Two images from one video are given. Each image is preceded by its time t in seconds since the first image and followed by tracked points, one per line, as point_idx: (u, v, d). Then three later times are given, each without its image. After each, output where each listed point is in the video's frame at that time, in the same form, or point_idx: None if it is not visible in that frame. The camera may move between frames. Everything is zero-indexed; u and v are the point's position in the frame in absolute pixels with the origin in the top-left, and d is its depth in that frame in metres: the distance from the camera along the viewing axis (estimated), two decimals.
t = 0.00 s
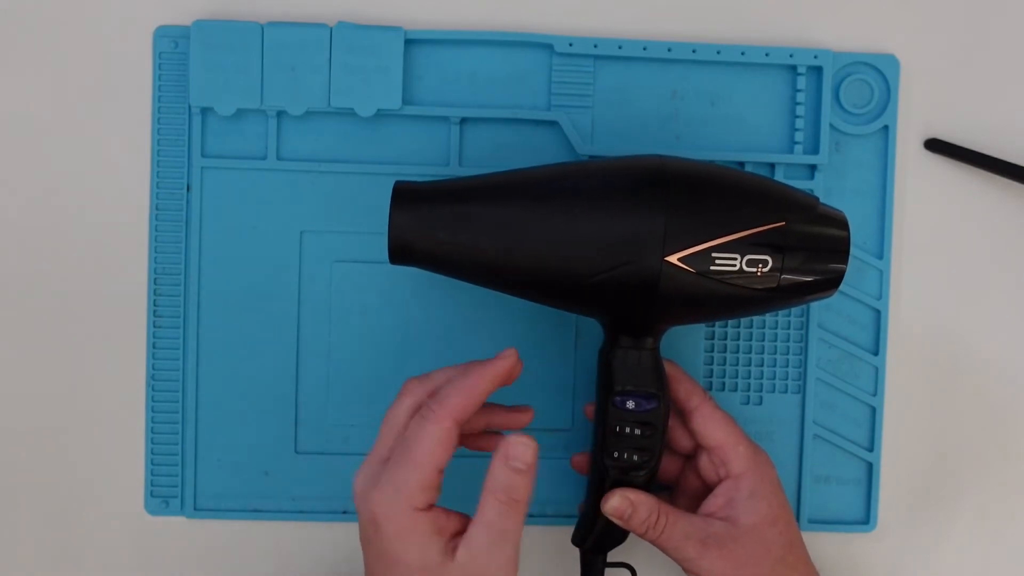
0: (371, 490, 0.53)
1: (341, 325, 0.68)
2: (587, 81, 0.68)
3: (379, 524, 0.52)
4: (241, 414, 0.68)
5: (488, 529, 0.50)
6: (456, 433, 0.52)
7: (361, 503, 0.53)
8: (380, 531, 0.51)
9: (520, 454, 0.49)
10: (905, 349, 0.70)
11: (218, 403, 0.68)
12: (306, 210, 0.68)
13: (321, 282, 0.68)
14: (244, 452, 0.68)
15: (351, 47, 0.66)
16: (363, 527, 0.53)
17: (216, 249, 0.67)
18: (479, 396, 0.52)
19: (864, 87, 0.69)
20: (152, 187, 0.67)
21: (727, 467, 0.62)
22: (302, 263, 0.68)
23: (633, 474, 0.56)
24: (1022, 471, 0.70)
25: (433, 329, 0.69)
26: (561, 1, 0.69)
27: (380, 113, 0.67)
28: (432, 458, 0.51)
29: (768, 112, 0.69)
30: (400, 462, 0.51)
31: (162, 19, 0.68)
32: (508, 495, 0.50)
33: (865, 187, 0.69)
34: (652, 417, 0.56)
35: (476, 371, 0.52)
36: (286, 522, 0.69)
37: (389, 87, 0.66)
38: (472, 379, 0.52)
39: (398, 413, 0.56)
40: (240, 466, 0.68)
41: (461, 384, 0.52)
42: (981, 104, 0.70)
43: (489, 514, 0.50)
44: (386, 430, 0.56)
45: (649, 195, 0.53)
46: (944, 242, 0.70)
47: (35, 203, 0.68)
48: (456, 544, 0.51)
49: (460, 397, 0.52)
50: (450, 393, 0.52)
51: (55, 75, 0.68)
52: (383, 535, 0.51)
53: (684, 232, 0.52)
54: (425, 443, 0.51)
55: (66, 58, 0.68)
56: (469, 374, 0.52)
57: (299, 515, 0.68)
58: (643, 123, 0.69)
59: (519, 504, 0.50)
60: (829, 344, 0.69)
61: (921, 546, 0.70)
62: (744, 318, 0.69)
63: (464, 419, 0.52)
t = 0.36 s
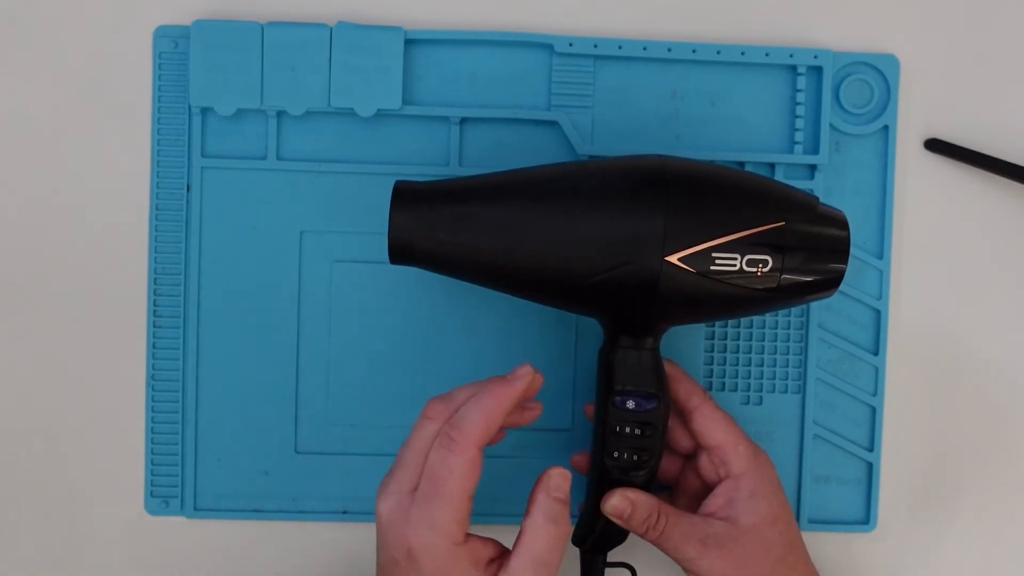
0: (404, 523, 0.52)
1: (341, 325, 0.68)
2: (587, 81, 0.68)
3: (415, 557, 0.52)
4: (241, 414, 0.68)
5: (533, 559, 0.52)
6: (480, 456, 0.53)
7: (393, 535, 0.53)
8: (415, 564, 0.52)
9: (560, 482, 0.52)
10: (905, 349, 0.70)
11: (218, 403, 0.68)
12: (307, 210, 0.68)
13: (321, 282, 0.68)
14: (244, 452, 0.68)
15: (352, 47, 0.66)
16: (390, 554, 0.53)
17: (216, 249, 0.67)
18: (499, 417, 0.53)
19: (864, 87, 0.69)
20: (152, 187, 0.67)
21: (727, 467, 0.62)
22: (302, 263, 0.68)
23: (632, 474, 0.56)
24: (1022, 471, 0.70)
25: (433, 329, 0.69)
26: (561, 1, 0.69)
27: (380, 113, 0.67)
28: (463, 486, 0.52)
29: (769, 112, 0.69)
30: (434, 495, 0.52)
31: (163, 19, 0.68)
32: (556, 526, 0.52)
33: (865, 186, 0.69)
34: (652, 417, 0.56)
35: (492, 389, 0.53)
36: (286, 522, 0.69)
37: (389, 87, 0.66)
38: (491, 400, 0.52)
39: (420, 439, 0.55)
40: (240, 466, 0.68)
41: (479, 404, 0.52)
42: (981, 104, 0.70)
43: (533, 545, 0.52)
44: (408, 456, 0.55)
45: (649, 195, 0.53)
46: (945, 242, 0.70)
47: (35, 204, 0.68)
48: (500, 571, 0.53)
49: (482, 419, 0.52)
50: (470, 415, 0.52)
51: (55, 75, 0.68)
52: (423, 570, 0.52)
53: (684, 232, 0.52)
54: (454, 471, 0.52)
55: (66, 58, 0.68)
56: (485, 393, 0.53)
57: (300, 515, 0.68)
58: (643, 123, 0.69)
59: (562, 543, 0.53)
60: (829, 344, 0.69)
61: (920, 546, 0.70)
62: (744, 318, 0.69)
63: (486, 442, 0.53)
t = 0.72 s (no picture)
0: (442, 542, 0.50)
1: (341, 325, 0.68)
2: (587, 81, 0.68)
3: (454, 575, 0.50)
4: (241, 414, 0.68)
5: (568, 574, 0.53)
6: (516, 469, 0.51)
7: (429, 553, 0.50)
8: None
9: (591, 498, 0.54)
10: (905, 349, 0.70)
11: (218, 403, 0.68)
12: (307, 210, 0.68)
13: (321, 282, 0.68)
14: (244, 452, 0.68)
15: (352, 47, 0.66)
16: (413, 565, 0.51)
17: (216, 249, 0.67)
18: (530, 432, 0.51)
19: (864, 87, 0.69)
20: (152, 187, 0.67)
21: (727, 467, 0.62)
22: (302, 263, 0.68)
23: (633, 474, 0.56)
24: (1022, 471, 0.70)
25: (433, 329, 0.69)
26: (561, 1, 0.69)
27: (380, 113, 0.67)
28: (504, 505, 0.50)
29: (769, 112, 0.69)
30: (479, 514, 0.50)
31: (163, 19, 0.68)
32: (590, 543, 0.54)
33: (865, 187, 0.69)
34: (652, 416, 0.56)
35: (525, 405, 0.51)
36: (286, 523, 0.69)
37: (389, 87, 0.66)
38: (520, 416, 0.50)
39: (451, 454, 0.51)
40: (240, 466, 0.68)
41: (517, 421, 0.50)
42: (981, 104, 0.70)
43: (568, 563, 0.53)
44: (431, 472, 0.52)
45: (649, 195, 0.53)
46: (945, 242, 0.70)
47: (35, 204, 0.68)
48: None
49: (519, 435, 0.50)
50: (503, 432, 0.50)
51: (55, 75, 0.68)
52: None
53: (684, 232, 0.52)
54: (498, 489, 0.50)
55: (66, 58, 0.68)
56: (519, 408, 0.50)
57: (299, 515, 0.68)
58: (643, 123, 0.69)
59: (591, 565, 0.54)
60: (829, 344, 0.69)
61: (921, 545, 0.70)
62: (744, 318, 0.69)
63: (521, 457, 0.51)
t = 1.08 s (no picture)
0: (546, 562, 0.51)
1: (341, 325, 0.68)
2: (587, 81, 0.68)
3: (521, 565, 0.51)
4: (241, 413, 0.68)
5: None
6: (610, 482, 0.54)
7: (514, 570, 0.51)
8: None
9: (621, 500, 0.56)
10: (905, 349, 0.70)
11: (218, 403, 0.68)
12: (307, 210, 0.68)
13: (322, 282, 0.68)
14: (244, 452, 0.68)
15: (352, 47, 0.66)
16: None
17: (215, 249, 0.67)
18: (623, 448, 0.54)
19: (864, 87, 0.69)
20: (152, 187, 0.67)
21: (727, 467, 0.62)
22: (302, 263, 0.68)
23: (632, 473, 0.56)
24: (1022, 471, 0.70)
25: (433, 329, 0.69)
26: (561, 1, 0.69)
27: (380, 113, 0.67)
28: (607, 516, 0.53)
29: (769, 112, 0.69)
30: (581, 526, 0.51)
31: (163, 19, 0.68)
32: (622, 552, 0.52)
33: (865, 187, 0.69)
34: (651, 416, 0.56)
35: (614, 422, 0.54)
36: (285, 522, 0.69)
37: (389, 87, 0.66)
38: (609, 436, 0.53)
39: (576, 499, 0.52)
40: (240, 466, 0.68)
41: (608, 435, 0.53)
42: (981, 104, 0.70)
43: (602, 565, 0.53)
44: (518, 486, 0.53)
45: (648, 195, 0.53)
46: (945, 242, 0.70)
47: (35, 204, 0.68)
48: None
49: (618, 450, 0.53)
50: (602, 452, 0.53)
51: (55, 76, 0.68)
52: None
53: (682, 231, 0.52)
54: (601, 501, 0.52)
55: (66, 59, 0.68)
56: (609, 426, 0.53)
57: (299, 515, 0.68)
58: (643, 124, 0.69)
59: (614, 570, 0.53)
60: (829, 344, 0.69)
61: (921, 545, 0.70)
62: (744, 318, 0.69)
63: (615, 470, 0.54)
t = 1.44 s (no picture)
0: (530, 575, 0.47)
1: (341, 324, 0.68)
2: (587, 81, 0.68)
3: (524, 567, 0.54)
4: (241, 413, 0.68)
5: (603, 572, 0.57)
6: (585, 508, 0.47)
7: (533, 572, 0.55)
8: None
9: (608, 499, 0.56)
10: (905, 350, 0.70)
11: (218, 403, 0.68)
12: (307, 210, 0.68)
13: (322, 281, 0.68)
14: (243, 452, 0.68)
15: (352, 47, 0.66)
16: None
17: (215, 249, 0.67)
18: (590, 470, 0.47)
19: (864, 87, 0.69)
20: (152, 187, 0.67)
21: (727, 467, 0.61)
22: (302, 263, 0.68)
23: (631, 473, 0.56)
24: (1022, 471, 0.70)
25: (433, 329, 0.68)
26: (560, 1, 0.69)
27: (380, 113, 0.67)
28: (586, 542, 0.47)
29: (769, 112, 0.69)
30: (559, 550, 0.46)
31: (162, 20, 0.68)
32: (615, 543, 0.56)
33: (865, 187, 0.69)
34: (651, 416, 0.56)
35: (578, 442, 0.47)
36: (285, 522, 0.69)
37: (389, 87, 0.66)
38: (573, 454, 0.47)
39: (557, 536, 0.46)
40: (240, 466, 0.68)
41: (582, 455, 0.47)
42: (982, 103, 0.70)
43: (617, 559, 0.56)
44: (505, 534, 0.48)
45: (647, 195, 0.53)
46: (945, 242, 0.70)
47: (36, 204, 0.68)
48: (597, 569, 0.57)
49: (683, 509, 0.48)
50: (567, 475, 0.46)
51: (55, 76, 0.68)
52: None
53: (681, 231, 0.52)
54: (578, 530, 0.46)
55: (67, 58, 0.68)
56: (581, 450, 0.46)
57: (299, 515, 0.68)
58: (643, 124, 0.69)
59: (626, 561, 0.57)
60: (829, 344, 0.69)
61: (921, 544, 0.70)
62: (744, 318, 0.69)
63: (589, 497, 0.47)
